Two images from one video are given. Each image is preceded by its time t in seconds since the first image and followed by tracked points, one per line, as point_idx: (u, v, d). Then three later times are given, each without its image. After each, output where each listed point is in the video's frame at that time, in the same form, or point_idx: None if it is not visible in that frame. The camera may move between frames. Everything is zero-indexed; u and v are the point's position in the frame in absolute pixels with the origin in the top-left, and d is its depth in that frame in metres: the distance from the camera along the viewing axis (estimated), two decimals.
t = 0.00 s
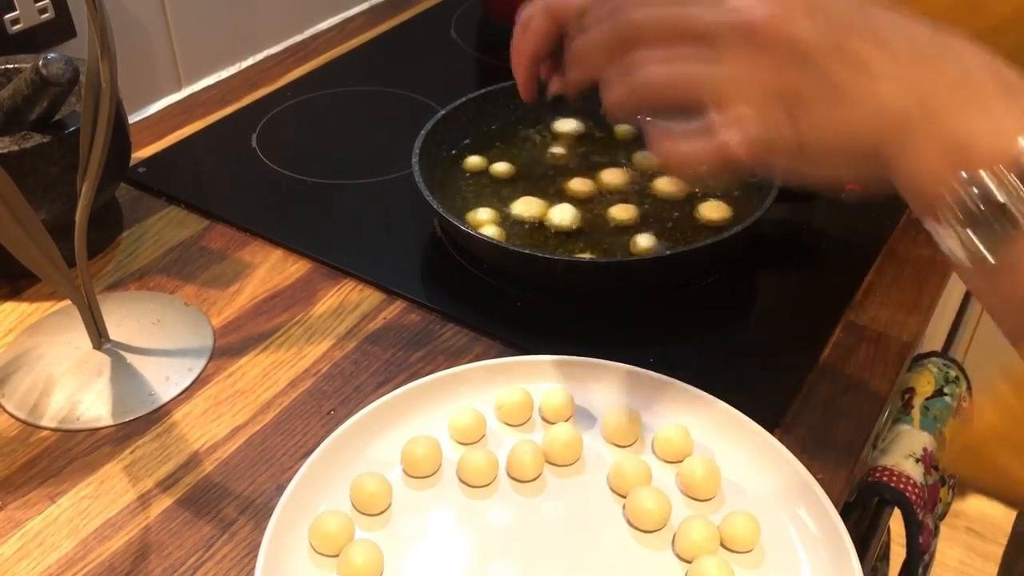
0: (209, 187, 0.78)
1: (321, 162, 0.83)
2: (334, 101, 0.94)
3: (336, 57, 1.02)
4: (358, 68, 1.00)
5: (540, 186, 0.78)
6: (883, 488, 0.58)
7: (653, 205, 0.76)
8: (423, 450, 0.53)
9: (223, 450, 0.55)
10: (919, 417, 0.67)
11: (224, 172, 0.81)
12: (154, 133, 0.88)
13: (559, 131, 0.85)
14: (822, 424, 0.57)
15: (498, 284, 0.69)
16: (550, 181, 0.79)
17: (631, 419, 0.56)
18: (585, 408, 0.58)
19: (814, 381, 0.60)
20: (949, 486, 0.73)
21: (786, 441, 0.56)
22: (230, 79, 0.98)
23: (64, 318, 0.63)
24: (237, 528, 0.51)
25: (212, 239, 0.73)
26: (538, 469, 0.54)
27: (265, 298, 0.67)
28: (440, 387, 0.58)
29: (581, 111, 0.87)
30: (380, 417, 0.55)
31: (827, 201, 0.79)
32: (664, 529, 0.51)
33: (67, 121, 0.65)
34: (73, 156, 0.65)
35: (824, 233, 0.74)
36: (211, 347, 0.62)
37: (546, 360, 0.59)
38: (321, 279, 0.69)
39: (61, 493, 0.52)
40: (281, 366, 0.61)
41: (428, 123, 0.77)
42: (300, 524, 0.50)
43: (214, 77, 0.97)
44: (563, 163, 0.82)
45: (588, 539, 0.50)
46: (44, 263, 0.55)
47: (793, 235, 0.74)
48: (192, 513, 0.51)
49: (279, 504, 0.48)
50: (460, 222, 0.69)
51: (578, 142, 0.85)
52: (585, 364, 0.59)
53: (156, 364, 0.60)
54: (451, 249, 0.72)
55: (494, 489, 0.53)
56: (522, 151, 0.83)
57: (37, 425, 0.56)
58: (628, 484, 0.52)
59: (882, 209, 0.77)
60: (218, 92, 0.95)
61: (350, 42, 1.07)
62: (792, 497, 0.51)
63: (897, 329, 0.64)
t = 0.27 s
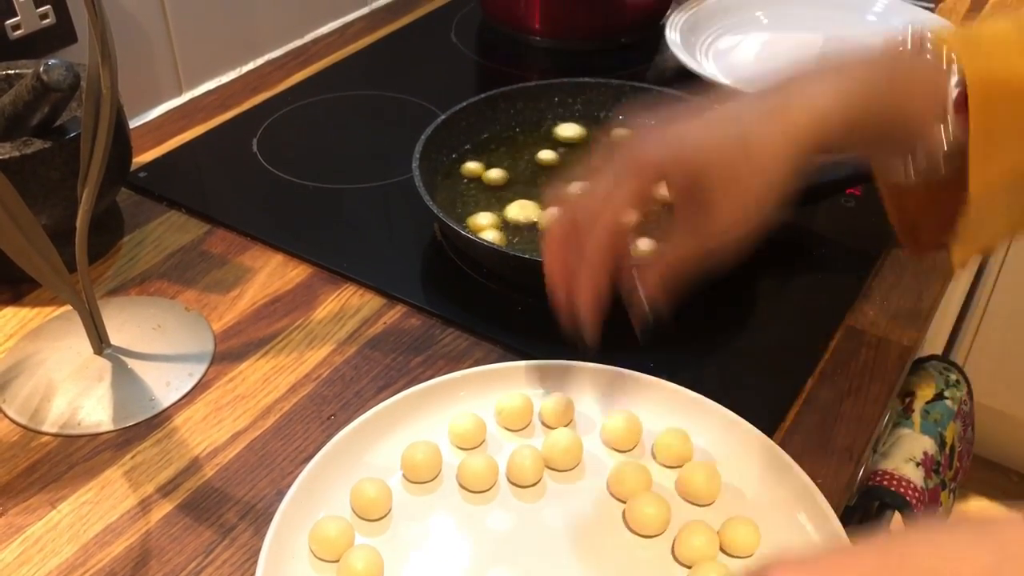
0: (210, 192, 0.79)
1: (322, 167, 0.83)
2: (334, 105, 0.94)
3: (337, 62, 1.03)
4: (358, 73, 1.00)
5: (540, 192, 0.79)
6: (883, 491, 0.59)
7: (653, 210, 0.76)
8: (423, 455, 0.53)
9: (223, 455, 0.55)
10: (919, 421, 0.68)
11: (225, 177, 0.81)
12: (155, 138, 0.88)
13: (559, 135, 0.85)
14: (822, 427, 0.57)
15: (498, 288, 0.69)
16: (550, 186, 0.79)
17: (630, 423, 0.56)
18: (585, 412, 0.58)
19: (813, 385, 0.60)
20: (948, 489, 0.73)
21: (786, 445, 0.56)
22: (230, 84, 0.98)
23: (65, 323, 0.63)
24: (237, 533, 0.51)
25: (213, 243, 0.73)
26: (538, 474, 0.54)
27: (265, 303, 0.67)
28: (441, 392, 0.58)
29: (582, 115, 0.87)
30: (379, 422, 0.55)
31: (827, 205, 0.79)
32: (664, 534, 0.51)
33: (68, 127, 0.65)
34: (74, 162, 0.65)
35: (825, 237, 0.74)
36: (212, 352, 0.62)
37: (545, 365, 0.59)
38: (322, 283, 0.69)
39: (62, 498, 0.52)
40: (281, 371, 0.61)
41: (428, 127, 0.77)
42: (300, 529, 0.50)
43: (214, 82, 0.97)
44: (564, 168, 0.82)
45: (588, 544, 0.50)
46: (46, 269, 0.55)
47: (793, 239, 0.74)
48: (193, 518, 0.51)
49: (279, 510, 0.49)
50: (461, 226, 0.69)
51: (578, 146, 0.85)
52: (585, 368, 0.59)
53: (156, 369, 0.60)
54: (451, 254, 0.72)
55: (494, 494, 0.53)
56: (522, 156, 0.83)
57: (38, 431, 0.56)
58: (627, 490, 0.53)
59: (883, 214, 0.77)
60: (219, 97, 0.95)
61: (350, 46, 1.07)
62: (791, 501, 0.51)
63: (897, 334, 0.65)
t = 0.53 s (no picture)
0: (211, 194, 0.79)
1: (324, 170, 0.83)
2: (336, 107, 0.94)
3: (338, 64, 1.03)
4: (360, 75, 1.00)
5: (542, 194, 0.79)
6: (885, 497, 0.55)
7: (655, 213, 0.76)
8: (425, 457, 0.53)
9: (225, 458, 0.55)
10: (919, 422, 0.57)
11: (226, 179, 0.81)
12: (156, 140, 0.88)
13: (561, 137, 0.85)
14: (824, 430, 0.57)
15: (500, 291, 0.69)
16: (552, 189, 0.79)
17: (632, 426, 0.56)
18: (587, 415, 0.58)
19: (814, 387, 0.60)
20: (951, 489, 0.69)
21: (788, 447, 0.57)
22: (232, 86, 0.98)
23: (68, 325, 0.63)
24: (239, 536, 0.51)
25: (215, 246, 0.73)
26: (540, 477, 0.54)
27: (267, 306, 0.67)
28: (444, 394, 0.58)
29: (583, 118, 0.88)
30: (382, 424, 0.55)
31: (829, 207, 0.79)
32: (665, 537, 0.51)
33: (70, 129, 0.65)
34: (76, 164, 0.65)
35: (827, 239, 0.74)
36: (214, 355, 0.62)
37: (547, 367, 0.59)
38: (324, 286, 0.69)
39: (64, 501, 0.53)
40: (283, 373, 0.61)
41: (430, 130, 0.77)
42: (303, 532, 0.50)
43: (216, 84, 0.98)
44: (566, 171, 0.82)
45: (589, 547, 0.50)
46: (48, 270, 0.55)
47: (795, 241, 0.74)
48: (195, 521, 0.52)
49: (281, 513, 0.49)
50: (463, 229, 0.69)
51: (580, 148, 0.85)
52: (586, 371, 0.59)
53: (158, 371, 0.60)
54: (453, 256, 0.72)
55: (496, 497, 0.53)
56: (524, 159, 0.83)
57: (41, 433, 0.56)
58: (630, 492, 0.52)
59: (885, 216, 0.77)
60: (220, 99, 0.95)
61: (351, 49, 1.07)
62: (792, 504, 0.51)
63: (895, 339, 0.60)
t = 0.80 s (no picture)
0: (211, 190, 0.78)
1: (324, 166, 0.83)
2: (337, 104, 0.94)
3: (338, 61, 1.02)
4: (361, 71, 1.00)
5: (543, 191, 0.78)
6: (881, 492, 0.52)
7: (657, 209, 0.76)
8: (426, 453, 0.53)
9: (226, 453, 0.55)
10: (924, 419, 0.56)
11: (227, 176, 0.81)
12: (157, 136, 0.88)
13: (563, 134, 0.85)
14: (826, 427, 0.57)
15: (501, 287, 0.69)
16: (553, 185, 0.79)
17: (634, 422, 0.55)
18: (589, 412, 0.58)
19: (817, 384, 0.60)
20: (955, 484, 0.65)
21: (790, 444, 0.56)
22: (232, 82, 0.98)
23: (67, 320, 0.63)
24: (240, 531, 0.51)
25: (215, 242, 0.73)
26: (542, 473, 0.53)
27: (268, 302, 0.67)
28: (445, 390, 0.57)
29: (585, 115, 0.87)
30: (382, 420, 0.55)
31: (831, 204, 0.79)
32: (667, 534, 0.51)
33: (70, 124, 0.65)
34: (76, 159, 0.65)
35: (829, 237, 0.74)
36: (214, 351, 0.62)
37: (548, 363, 0.59)
38: (325, 282, 0.69)
39: (64, 496, 0.52)
40: (283, 369, 0.61)
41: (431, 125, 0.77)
42: (303, 528, 0.50)
43: (216, 80, 0.97)
44: (567, 167, 0.82)
45: (591, 543, 0.50)
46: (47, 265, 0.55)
47: (797, 238, 0.74)
48: (195, 517, 0.51)
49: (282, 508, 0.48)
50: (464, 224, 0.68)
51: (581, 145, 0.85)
52: (588, 367, 0.59)
53: (158, 367, 0.60)
54: (455, 253, 0.72)
55: (498, 493, 0.53)
56: (526, 155, 0.83)
57: (40, 428, 0.56)
58: (631, 488, 0.52)
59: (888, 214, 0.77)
60: (220, 95, 0.95)
61: (352, 45, 1.07)
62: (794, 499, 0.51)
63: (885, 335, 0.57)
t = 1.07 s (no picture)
0: (212, 189, 0.78)
1: (325, 165, 0.83)
2: (337, 103, 0.94)
3: (339, 60, 1.02)
4: (361, 70, 1.00)
5: (544, 189, 0.78)
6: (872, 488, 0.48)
7: (657, 208, 0.76)
8: (426, 452, 0.53)
9: (226, 452, 0.55)
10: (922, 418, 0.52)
11: (227, 174, 0.81)
12: (157, 135, 0.88)
13: (564, 132, 0.85)
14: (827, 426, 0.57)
15: (501, 285, 0.69)
16: (555, 184, 0.79)
17: (635, 420, 0.55)
18: (589, 410, 0.58)
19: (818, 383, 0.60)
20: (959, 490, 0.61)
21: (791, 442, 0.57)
22: (232, 81, 0.98)
23: (68, 318, 0.63)
24: (241, 529, 0.51)
25: (215, 240, 0.73)
26: (542, 472, 0.53)
27: (268, 300, 0.67)
28: (446, 388, 0.57)
29: (586, 114, 0.87)
30: (382, 418, 0.55)
31: (831, 202, 0.79)
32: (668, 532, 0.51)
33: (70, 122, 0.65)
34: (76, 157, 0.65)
35: (829, 235, 0.74)
36: (214, 349, 0.62)
37: (549, 361, 0.59)
38: (325, 281, 0.69)
39: (64, 494, 0.52)
40: (284, 368, 0.61)
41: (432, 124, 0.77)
42: (303, 525, 0.50)
43: (216, 79, 0.97)
44: (568, 166, 0.82)
45: (592, 540, 0.50)
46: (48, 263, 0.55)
47: (798, 236, 0.74)
48: (196, 515, 0.51)
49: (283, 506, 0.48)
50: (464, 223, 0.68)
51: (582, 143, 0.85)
52: (589, 365, 0.59)
53: (159, 365, 0.60)
54: (455, 252, 0.72)
55: (499, 491, 0.53)
56: (526, 154, 0.83)
57: (41, 426, 0.56)
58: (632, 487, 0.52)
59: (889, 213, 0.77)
60: (221, 94, 0.95)
61: (352, 44, 1.07)
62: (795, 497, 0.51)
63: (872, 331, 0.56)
